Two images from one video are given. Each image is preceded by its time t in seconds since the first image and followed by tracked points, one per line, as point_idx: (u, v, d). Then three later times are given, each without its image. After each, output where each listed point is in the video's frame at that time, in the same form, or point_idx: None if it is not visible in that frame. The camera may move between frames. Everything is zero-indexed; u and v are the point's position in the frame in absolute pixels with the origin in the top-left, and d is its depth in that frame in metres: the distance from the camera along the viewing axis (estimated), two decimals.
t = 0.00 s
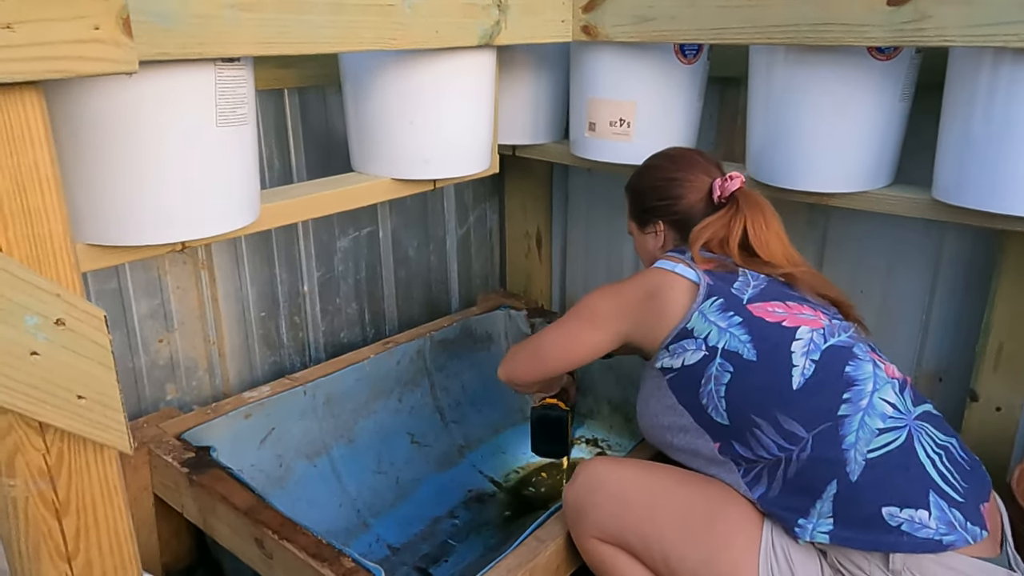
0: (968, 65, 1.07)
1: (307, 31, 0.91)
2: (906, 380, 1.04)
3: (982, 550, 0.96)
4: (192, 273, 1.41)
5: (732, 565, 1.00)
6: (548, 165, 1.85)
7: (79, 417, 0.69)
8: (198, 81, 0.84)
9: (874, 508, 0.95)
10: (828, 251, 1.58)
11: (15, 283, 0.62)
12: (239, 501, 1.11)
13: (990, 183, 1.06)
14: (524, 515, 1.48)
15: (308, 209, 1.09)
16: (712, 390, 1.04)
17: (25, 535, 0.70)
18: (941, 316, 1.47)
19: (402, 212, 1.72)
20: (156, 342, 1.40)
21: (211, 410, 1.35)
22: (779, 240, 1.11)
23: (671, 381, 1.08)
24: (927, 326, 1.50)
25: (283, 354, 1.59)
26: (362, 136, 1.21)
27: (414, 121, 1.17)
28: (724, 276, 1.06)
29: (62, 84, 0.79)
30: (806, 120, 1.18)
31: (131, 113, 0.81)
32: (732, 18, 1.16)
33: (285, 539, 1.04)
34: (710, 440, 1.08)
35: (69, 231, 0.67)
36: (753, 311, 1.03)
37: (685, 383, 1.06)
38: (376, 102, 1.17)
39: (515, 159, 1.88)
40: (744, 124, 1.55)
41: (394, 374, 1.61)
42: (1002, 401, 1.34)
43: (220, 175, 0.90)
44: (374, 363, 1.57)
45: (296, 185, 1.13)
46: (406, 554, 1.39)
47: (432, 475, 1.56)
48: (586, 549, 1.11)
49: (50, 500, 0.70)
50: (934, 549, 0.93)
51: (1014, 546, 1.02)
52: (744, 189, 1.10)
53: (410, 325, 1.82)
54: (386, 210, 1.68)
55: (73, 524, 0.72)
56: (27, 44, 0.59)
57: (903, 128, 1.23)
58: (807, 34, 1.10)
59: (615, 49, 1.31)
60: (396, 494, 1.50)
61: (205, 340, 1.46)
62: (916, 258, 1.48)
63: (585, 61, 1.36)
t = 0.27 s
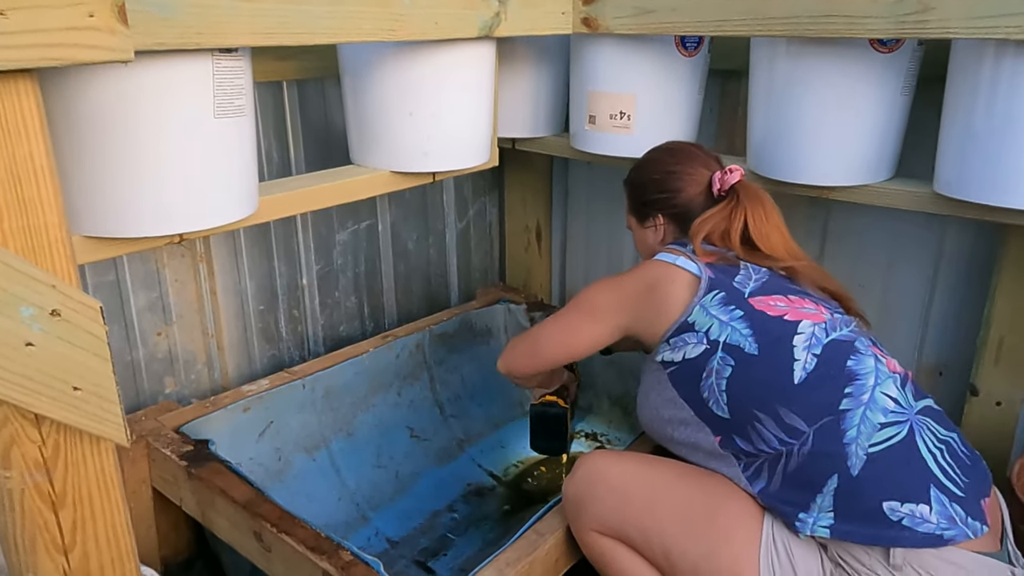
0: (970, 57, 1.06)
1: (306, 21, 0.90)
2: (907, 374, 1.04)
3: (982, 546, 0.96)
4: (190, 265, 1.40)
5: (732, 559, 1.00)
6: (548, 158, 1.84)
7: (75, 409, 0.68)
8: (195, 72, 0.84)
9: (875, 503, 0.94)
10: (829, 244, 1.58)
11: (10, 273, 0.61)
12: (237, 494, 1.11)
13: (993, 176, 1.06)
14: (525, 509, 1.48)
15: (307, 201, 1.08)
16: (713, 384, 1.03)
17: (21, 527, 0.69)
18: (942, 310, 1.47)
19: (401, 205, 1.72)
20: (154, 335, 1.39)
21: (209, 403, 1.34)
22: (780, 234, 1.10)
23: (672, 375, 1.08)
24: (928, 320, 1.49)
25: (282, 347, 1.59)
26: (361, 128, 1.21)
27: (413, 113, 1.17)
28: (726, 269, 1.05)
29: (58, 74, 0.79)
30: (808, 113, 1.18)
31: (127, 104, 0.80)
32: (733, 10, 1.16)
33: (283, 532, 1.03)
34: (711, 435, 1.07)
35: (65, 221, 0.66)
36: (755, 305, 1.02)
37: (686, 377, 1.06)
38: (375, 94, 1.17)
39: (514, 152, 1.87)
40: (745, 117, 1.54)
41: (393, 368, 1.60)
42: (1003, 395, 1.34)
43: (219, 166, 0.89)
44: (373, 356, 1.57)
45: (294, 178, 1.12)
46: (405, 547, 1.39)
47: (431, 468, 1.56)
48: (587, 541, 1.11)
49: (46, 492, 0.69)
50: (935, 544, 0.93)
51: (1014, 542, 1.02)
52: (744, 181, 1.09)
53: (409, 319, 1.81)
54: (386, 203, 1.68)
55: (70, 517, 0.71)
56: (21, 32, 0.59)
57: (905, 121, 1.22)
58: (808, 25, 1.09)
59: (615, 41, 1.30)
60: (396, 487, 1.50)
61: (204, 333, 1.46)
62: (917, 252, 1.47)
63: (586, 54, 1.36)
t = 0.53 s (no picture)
0: (972, 57, 1.06)
1: (307, 20, 0.90)
2: (918, 386, 1.04)
3: (983, 563, 0.96)
4: (191, 264, 1.40)
5: (737, 567, 0.99)
6: (548, 157, 1.84)
7: (76, 407, 0.68)
8: (196, 71, 0.84)
9: (880, 515, 0.94)
10: (829, 244, 1.58)
11: (12, 272, 0.61)
12: (238, 492, 1.11)
13: (993, 177, 1.06)
14: (527, 508, 1.49)
15: (308, 200, 1.08)
16: (723, 385, 1.03)
17: (23, 526, 0.69)
18: (942, 310, 1.47)
19: (402, 204, 1.72)
20: (155, 334, 1.39)
21: (210, 402, 1.34)
22: (794, 231, 1.10)
23: (682, 372, 1.08)
24: (928, 320, 1.49)
25: (283, 346, 1.59)
26: (362, 126, 1.21)
27: (414, 112, 1.17)
28: (741, 268, 1.05)
29: (60, 72, 0.79)
30: (809, 112, 1.18)
31: (128, 102, 0.80)
32: (734, 9, 1.16)
33: (284, 530, 1.04)
34: (720, 435, 1.07)
35: (67, 220, 0.66)
36: (769, 307, 1.02)
37: (695, 376, 1.06)
38: (377, 93, 1.17)
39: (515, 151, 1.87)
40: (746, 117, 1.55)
41: (393, 366, 1.61)
42: (1003, 395, 1.34)
43: (220, 165, 0.89)
44: (374, 355, 1.57)
45: (295, 176, 1.12)
46: (405, 546, 1.39)
47: (431, 468, 1.56)
48: (587, 537, 1.11)
49: (48, 491, 0.69)
50: (938, 561, 0.93)
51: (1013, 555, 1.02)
52: (756, 173, 1.10)
53: (410, 318, 1.81)
54: (386, 202, 1.68)
55: (71, 515, 0.71)
56: (23, 30, 0.59)
57: (906, 120, 1.22)
58: (809, 24, 1.09)
59: (616, 41, 1.30)
60: (396, 486, 1.50)
61: (205, 332, 1.46)
62: (918, 252, 1.47)
63: (587, 53, 1.36)
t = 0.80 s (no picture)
0: (973, 56, 1.06)
1: (308, 19, 0.90)
2: (920, 383, 1.04)
3: (984, 559, 0.96)
4: (192, 263, 1.40)
5: (737, 563, 0.99)
6: (548, 156, 1.84)
7: (78, 405, 0.68)
8: (197, 69, 0.84)
9: (880, 511, 0.94)
10: (830, 243, 1.58)
11: (13, 270, 0.61)
12: (239, 491, 1.11)
13: (994, 176, 1.06)
14: (528, 505, 1.49)
15: (308, 199, 1.08)
16: (725, 381, 1.03)
17: (24, 523, 0.69)
18: (943, 309, 1.47)
19: (402, 203, 1.72)
20: (155, 332, 1.39)
21: (211, 401, 1.34)
22: (799, 230, 1.10)
23: (684, 368, 1.08)
24: (929, 320, 1.49)
25: (284, 344, 1.59)
26: (363, 125, 1.21)
27: (415, 111, 1.17)
28: (743, 265, 1.05)
29: (61, 70, 0.79)
30: (810, 111, 1.18)
31: (130, 101, 0.80)
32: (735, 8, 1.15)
33: (285, 528, 1.04)
34: (721, 431, 1.07)
35: (68, 218, 0.66)
36: (772, 303, 1.02)
37: (697, 372, 1.06)
38: (378, 91, 1.17)
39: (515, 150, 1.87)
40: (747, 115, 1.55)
41: (394, 365, 1.61)
42: (1004, 394, 1.34)
43: (222, 164, 0.89)
44: (374, 353, 1.57)
45: (296, 175, 1.13)
46: (406, 545, 1.39)
47: (432, 466, 1.56)
48: (588, 536, 1.11)
49: (49, 489, 0.69)
50: (938, 556, 0.93)
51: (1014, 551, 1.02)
52: (763, 172, 1.09)
53: (410, 317, 1.81)
54: (387, 201, 1.68)
55: (73, 513, 0.72)
56: (24, 28, 0.59)
57: (907, 119, 1.22)
58: (810, 23, 1.09)
59: (617, 39, 1.30)
60: (396, 485, 1.50)
61: (206, 331, 1.46)
62: (919, 251, 1.47)
63: (587, 52, 1.36)
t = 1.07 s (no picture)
0: (973, 53, 1.06)
1: (307, 17, 0.90)
2: (920, 381, 1.04)
3: (984, 558, 0.96)
4: (192, 262, 1.40)
5: (739, 561, 0.99)
6: (548, 154, 1.84)
7: (77, 403, 0.68)
8: (196, 68, 0.84)
9: (881, 510, 0.94)
10: (831, 241, 1.58)
11: (12, 268, 0.61)
12: (240, 489, 1.11)
13: (994, 172, 1.06)
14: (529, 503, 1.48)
15: (308, 197, 1.08)
16: (725, 380, 1.03)
17: (24, 521, 0.69)
18: (944, 307, 1.47)
19: (402, 201, 1.72)
20: (156, 331, 1.40)
21: (212, 399, 1.35)
22: (799, 228, 1.10)
23: (685, 367, 1.08)
24: (930, 317, 1.49)
25: (284, 343, 1.59)
26: (363, 123, 1.21)
27: (415, 109, 1.17)
28: (743, 263, 1.05)
29: (60, 68, 0.79)
30: (809, 108, 1.18)
31: (129, 99, 0.80)
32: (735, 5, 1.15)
33: (285, 527, 1.04)
34: (722, 429, 1.07)
35: (67, 216, 0.66)
36: (772, 302, 1.02)
37: (698, 370, 1.06)
38: (377, 90, 1.17)
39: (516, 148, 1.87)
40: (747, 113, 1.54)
41: (395, 363, 1.61)
42: (1005, 392, 1.34)
43: (221, 163, 0.89)
44: (374, 352, 1.57)
45: (296, 174, 1.13)
46: (406, 543, 1.39)
47: (433, 465, 1.56)
48: (588, 533, 1.11)
49: (49, 487, 0.69)
50: (939, 555, 0.92)
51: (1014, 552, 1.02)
52: (765, 169, 1.09)
53: (411, 315, 1.81)
54: (387, 199, 1.68)
55: (73, 511, 0.72)
56: (22, 26, 0.59)
57: (907, 115, 1.22)
58: (810, 20, 1.09)
59: (616, 37, 1.30)
60: (397, 484, 1.50)
61: (206, 330, 1.46)
62: (919, 249, 1.47)
63: (587, 49, 1.36)
